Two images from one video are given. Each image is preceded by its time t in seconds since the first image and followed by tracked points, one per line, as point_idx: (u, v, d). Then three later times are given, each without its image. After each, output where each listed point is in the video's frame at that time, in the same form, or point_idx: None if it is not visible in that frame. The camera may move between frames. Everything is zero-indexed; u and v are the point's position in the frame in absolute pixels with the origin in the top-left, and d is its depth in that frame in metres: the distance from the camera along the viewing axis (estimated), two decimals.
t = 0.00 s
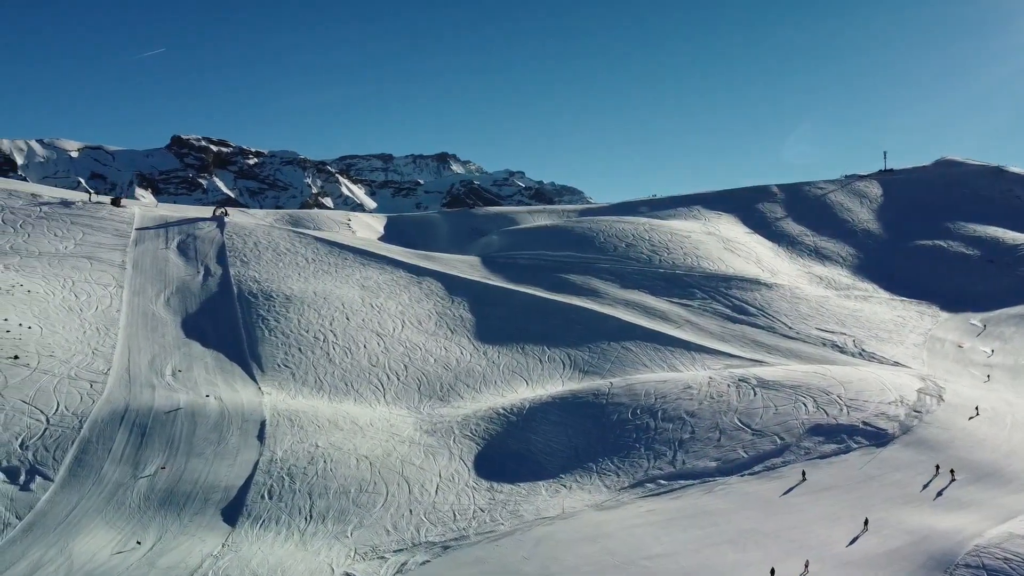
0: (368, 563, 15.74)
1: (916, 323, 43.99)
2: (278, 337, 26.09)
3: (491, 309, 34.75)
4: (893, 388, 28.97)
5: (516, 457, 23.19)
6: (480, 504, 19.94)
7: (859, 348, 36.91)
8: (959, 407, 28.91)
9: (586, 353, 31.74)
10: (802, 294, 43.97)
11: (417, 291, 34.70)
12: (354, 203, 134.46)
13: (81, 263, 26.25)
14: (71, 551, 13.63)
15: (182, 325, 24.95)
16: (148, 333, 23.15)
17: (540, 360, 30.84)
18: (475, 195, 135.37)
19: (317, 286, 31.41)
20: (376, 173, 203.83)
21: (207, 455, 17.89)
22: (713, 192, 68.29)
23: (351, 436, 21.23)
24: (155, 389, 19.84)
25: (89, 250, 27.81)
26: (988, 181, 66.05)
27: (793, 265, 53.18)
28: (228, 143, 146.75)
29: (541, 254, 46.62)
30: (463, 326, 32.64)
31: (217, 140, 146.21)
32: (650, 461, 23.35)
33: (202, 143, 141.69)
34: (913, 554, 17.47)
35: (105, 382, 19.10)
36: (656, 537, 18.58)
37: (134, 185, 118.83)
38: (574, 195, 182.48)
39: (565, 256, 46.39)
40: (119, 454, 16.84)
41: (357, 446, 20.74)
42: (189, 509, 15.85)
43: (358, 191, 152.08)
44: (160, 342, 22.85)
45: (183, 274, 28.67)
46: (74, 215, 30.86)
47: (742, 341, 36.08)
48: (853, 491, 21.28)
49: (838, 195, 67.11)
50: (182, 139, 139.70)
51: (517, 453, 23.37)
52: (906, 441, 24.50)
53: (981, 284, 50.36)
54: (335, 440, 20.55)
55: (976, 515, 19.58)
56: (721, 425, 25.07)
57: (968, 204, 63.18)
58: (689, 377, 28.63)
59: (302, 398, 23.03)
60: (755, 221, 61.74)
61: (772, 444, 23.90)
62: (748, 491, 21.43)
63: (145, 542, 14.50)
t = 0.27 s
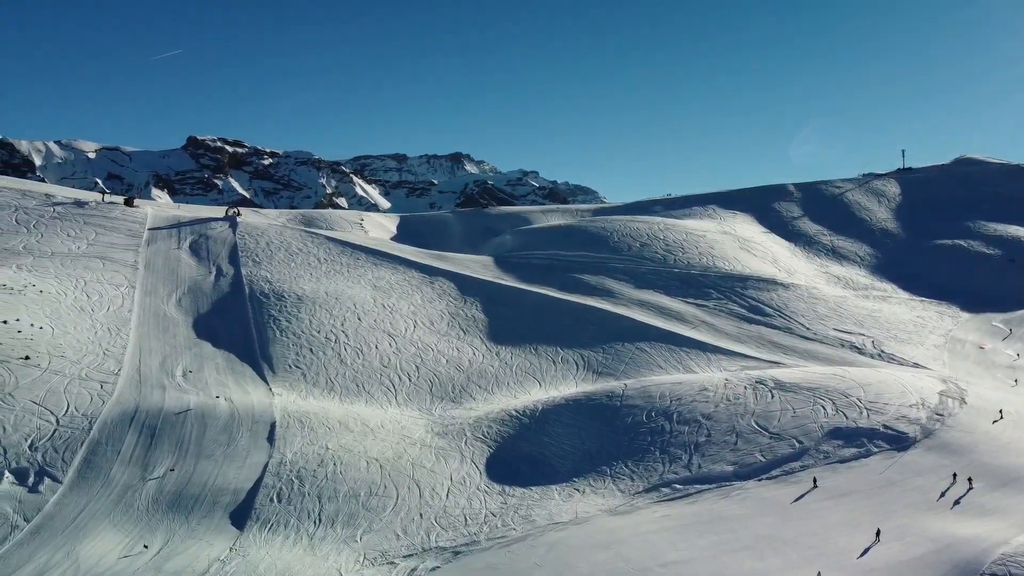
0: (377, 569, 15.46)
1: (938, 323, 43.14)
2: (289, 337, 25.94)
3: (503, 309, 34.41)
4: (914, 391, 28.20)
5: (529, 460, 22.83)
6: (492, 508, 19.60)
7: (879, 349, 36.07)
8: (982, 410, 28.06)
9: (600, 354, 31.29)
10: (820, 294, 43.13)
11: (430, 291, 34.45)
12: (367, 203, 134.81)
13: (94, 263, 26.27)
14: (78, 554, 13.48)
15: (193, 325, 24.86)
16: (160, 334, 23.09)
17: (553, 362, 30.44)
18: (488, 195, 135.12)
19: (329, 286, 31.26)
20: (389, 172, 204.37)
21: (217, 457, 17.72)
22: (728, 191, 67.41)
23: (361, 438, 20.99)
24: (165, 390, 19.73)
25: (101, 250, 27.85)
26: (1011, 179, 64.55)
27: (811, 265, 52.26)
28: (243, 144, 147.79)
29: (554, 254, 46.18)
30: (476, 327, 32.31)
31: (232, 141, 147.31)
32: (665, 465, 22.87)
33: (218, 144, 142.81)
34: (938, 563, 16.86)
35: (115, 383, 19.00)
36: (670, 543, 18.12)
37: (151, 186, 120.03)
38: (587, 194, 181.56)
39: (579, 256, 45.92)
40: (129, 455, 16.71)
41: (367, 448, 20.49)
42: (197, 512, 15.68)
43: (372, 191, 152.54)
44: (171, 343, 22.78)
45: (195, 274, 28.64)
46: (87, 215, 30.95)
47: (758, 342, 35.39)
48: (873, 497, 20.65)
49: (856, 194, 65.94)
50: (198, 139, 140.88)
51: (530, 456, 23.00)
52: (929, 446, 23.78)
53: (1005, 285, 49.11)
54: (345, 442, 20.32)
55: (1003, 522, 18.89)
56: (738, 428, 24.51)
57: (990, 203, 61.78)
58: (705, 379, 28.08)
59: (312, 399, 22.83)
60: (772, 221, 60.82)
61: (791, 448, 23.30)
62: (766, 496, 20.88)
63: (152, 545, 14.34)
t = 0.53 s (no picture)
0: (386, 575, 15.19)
1: (960, 323, 42.11)
2: (301, 338, 25.81)
3: (517, 309, 34.06)
4: (937, 393, 27.39)
5: (543, 464, 22.46)
6: (504, 513, 19.25)
7: (899, 351, 35.20)
8: (1007, 413, 27.21)
9: (615, 356, 30.82)
10: (839, 294, 42.25)
11: (443, 291, 34.20)
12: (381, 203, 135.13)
13: (107, 263, 26.31)
14: (86, 558, 13.33)
15: (205, 326, 24.79)
16: (172, 334, 23.03)
17: (568, 363, 30.03)
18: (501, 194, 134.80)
19: (342, 286, 31.12)
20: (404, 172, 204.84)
21: (227, 459, 17.55)
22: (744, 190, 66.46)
23: (372, 441, 20.75)
24: (176, 391, 19.61)
25: (115, 250, 27.91)
26: None
27: (829, 265, 51.29)
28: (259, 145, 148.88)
29: (568, 254, 45.74)
30: (489, 328, 31.99)
31: (248, 142, 148.45)
32: (681, 470, 22.37)
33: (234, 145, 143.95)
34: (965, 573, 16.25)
35: (126, 384, 18.92)
36: (686, 550, 17.66)
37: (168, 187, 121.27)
38: (602, 193, 180.57)
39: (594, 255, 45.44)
40: (139, 458, 16.58)
41: (378, 451, 20.25)
42: (206, 516, 15.49)
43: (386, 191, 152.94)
44: (184, 344, 22.71)
45: (208, 275, 28.61)
46: (101, 216, 31.08)
47: (776, 343, 34.70)
48: (896, 503, 20.01)
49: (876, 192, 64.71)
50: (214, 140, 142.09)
51: (543, 459, 22.64)
52: (953, 451, 23.04)
53: None
54: (356, 444, 20.09)
55: None
56: (756, 431, 23.93)
57: (1014, 202, 60.32)
58: (722, 381, 27.49)
59: (324, 400, 22.65)
60: (789, 220, 59.82)
61: (811, 453, 22.69)
62: (785, 502, 20.33)
63: (161, 549, 14.17)
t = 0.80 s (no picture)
0: None
1: (982, 324, 41.00)
2: (312, 339, 25.66)
3: (530, 310, 33.70)
4: (960, 396, 26.57)
5: (556, 468, 22.08)
6: (517, 518, 18.89)
7: (920, 353, 34.31)
8: None
9: (629, 357, 30.33)
10: (857, 294, 41.34)
11: (456, 292, 33.92)
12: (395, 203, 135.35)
13: (119, 263, 26.33)
14: (93, 562, 13.20)
15: (217, 327, 24.72)
16: (184, 335, 22.97)
17: (582, 364, 29.61)
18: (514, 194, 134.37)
19: (354, 287, 30.96)
20: (418, 173, 205.14)
21: (236, 462, 17.38)
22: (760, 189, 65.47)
23: (382, 443, 20.50)
24: (186, 393, 19.48)
25: (128, 250, 27.95)
26: None
27: (847, 264, 50.30)
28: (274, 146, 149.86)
29: (582, 254, 45.27)
30: (502, 329, 31.64)
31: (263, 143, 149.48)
32: (697, 474, 21.87)
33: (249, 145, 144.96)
34: None
35: (137, 386, 18.82)
36: (702, 558, 17.19)
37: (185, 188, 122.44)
38: (616, 192, 179.45)
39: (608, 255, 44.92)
40: (148, 460, 16.44)
41: (389, 453, 20.00)
42: (214, 519, 15.32)
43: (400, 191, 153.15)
44: (195, 344, 22.63)
45: (220, 275, 28.57)
46: (114, 216, 31.18)
47: (794, 344, 34.00)
48: (920, 510, 19.38)
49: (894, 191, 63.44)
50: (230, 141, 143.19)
51: (557, 463, 22.26)
52: (978, 456, 22.29)
53: None
54: (366, 447, 19.85)
55: None
56: (775, 435, 23.35)
57: None
58: (738, 384, 26.91)
59: (335, 402, 22.45)
60: (806, 220, 58.81)
61: (831, 457, 22.07)
62: (804, 508, 19.77)
63: (168, 554, 14.02)
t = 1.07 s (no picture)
0: None
1: (1006, 326, 39.91)
2: (324, 340, 25.50)
3: (543, 310, 33.32)
4: (985, 399, 25.75)
5: (570, 472, 21.70)
6: (528, 523, 18.54)
7: (942, 354, 33.42)
8: None
9: (644, 359, 29.84)
10: (877, 295, 40.44)
11: (469, 292, 33.66)
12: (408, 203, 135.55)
13: (131, 264, 26.38)
14: (100, 566, 13.07)
15: (228, 327, 24.64)
16: (195, 336, 22.90)
17: (596, 366, 29.18)
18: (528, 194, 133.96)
19: (366, 287, 30.81)
20: (432, 173, 205.36)
21: (246, 464, 17.22)
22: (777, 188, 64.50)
23: (393, 445, 20.26)
24: (197, 394, 19.35)
25: (140, 251, 28.02)
26: None
27: (865, 264, 49.32)
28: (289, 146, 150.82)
29: (596, 254, 44.79)
30: (516, 329, 31.29)
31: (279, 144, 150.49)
32: (714, 479, 21.36)
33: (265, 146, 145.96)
34: None
35: (147, 387, 18.74)
36: (718, 566, 16.71)
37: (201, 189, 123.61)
38: (630, 191, 178.29)
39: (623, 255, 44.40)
40: (157, 462, 16.32)
41: (400, 456, 19.74)
42: (222, 523, 15.15)
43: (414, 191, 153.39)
44: (206, 345, 22.55)
45: (232, 275, 28.53)
46: (128, 216, 31.31)
47: (813, 346, 33.28)
48: (943, 517, 18.73)
49: (914, 190, 62.18)
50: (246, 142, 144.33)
51: (570, 467, 21.88)
52: (1004, 461, 21.55)
53: None
54: (377, 449, 19.62)
55: None
56: (793, 439, 22.77)
57: None
58: (755, 387, 26.32)
59: (345, 403, 22.25)
60: (824, 219, 57.78)
61: (851, 462, 21.46)
62: (824, 514, 19.20)
63: (175, 558, 13.86)
